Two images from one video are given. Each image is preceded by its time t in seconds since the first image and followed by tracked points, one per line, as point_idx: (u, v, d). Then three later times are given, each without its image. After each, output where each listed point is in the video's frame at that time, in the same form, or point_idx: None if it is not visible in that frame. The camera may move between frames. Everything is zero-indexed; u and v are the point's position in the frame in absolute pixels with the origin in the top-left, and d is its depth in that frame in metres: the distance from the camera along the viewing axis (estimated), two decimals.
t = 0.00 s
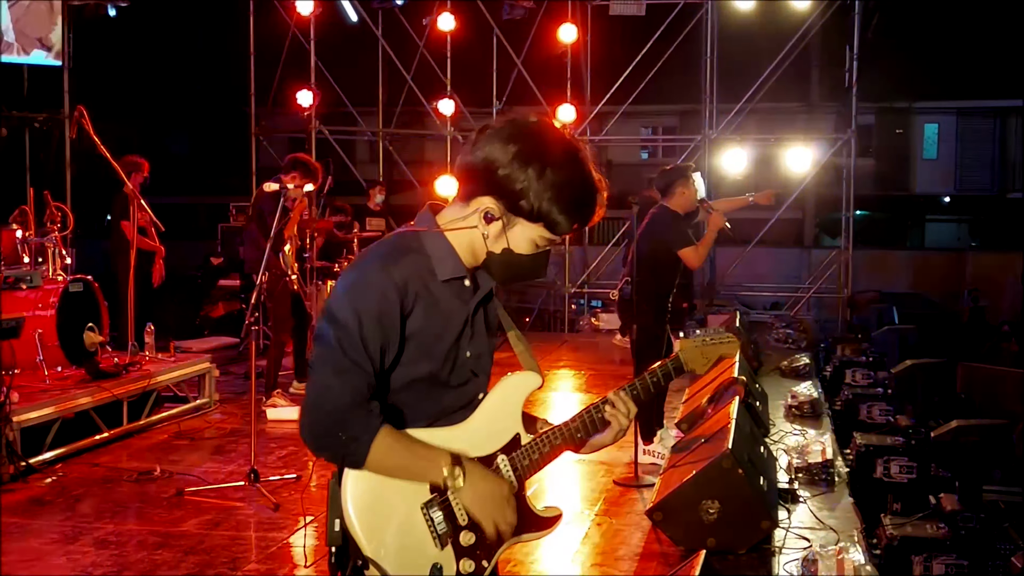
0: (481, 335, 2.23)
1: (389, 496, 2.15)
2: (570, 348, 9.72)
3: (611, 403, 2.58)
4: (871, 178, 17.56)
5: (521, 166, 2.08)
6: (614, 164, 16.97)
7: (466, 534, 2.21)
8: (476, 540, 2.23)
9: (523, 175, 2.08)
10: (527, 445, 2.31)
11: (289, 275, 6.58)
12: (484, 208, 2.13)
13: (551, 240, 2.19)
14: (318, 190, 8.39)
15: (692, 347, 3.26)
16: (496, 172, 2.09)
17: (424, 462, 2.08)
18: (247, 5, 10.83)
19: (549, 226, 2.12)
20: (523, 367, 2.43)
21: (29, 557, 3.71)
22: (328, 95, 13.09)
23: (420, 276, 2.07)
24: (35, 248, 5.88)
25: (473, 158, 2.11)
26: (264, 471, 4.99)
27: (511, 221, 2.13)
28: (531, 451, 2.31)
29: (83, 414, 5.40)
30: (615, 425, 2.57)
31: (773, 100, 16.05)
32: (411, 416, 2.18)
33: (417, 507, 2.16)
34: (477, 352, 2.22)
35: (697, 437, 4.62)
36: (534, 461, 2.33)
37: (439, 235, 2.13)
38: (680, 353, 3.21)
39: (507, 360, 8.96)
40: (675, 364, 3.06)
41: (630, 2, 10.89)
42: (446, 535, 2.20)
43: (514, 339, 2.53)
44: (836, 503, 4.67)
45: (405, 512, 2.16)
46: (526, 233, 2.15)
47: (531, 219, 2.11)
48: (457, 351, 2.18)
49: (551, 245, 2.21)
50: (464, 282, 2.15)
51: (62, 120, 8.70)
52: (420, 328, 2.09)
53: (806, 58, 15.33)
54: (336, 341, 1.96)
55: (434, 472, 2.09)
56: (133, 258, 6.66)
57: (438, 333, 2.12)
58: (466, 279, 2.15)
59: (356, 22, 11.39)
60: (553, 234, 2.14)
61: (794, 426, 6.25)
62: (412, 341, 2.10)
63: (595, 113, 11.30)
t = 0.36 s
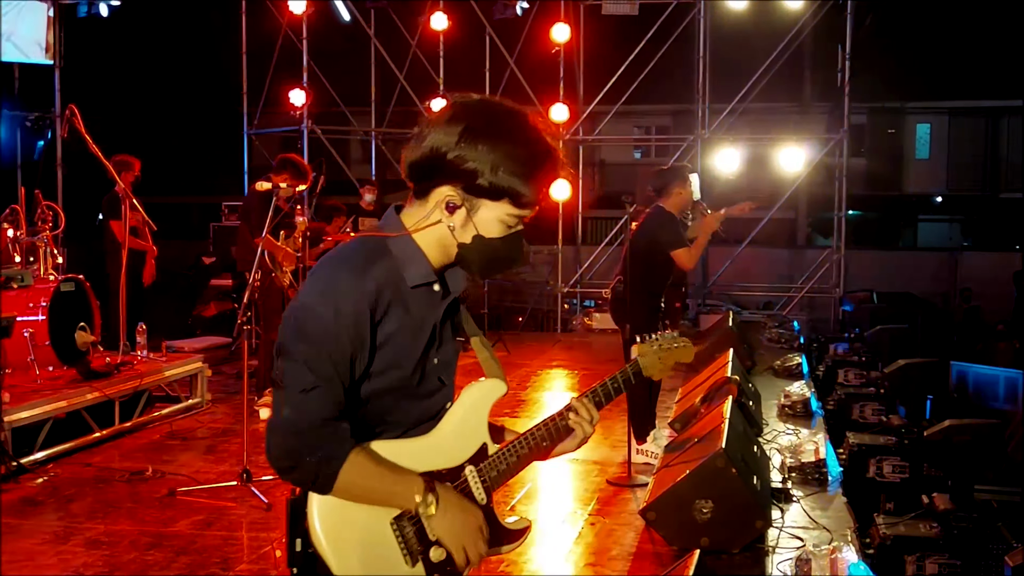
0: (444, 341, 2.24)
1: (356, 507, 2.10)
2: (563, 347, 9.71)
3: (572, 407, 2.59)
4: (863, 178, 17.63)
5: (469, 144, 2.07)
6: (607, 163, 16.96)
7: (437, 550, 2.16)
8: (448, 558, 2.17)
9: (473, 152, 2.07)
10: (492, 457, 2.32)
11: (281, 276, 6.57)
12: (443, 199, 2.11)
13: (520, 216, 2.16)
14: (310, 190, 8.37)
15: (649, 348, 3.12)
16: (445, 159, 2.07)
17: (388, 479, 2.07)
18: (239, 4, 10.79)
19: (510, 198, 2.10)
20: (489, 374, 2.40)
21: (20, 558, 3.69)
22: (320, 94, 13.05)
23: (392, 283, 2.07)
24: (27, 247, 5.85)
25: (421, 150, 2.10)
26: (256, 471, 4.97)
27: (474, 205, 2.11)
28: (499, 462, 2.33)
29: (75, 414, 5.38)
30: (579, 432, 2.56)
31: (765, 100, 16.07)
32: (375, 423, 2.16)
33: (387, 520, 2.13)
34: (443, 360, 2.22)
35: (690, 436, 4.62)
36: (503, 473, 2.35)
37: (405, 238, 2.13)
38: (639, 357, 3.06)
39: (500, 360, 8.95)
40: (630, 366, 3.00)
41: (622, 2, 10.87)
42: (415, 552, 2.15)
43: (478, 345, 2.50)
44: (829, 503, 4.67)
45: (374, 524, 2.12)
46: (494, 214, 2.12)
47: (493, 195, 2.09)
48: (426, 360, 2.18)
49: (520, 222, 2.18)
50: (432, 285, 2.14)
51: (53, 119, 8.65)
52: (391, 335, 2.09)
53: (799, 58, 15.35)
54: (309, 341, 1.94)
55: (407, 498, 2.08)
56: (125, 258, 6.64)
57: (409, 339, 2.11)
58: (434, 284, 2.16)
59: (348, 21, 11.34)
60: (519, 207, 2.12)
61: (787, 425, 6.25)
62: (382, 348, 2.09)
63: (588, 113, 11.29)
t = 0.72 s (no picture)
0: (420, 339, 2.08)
1: (313, 521, 1.95)
2: (557, 347, 9.72)
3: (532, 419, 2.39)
4: (856, 179, 17.71)
5: (379, 127, 1.98)
6: (601, 163, 17.00)
7: (398, 563, 2.02)
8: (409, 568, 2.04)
9: (389, 130, 1.97)
10: (460, 462, 2.15)
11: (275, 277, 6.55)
12: (389, 189, 2.00)
13: (468, 167, 2.02)
14: (303, 190, 8.36)
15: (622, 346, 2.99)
16: (365, 156, 1.99)
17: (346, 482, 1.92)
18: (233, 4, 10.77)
19: (445, 151, 1.98)
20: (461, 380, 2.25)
21: (14, 558, 3.67)
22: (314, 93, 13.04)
23: (357, 293, 1.88)
24: (20, 247, 5.81)
25: (348, 159, 2.02)
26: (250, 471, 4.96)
27: (417, 178, 1.99)
28: (465, 468, 2.15)
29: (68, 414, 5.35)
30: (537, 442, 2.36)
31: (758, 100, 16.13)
32: (348, 440, 1.99)
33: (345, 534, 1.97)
34: (418, 362, 2.08)
35: (686, 436, 4.61)
36: (470, 479, 2.18)
37: (371, 242, 1.97)
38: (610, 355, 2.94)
39: (494, 360, 8.95)
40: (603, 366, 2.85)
41: (616, 2, 10.87)
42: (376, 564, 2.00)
43: (449, 346, 2.38)
44: (825, 502, 4.68)
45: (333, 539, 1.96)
46: (439, 177, 1.99)
47: (427, 159, 1.98)
48: (400, 365, 2.01)
49: (473, 175, 2.03)
50: (406, 289, 1.98)
51: (46, 119, 8.63)
52: (361, 348, 1.92)
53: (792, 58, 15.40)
54: (260, 374, 1.79)
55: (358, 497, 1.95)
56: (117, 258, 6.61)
57: (381, 347, 1.94)
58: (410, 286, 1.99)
59: (342, 21, 11.32)
60: (457, 157, 1.99)
61: (781, 425, 6.24)
62: (351, 364, 1.92)
63: (582, 113, 11.29)
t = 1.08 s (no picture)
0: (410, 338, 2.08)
1: (294, 528, 1.98)
2: (552, 347, 9.71)
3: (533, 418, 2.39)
4: (849, 178, 17.75)
5: (329, 122, 1.94)
6: (595, 163, 17.01)
7: (385, 567, 2.04)
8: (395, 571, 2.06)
9: (338, 125, 1.94)
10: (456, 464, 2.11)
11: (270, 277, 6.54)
12: (355, 182, 1.98)
13: (430, 143, 1.99)
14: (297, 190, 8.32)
15: (641, 343, 3.09)
16: (323, 157, 1.95)
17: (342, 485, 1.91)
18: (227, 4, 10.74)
19: (400, 133, 1.95)
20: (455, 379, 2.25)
21: (8, 559, 3.64)
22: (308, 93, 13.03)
23: (338, 289, 1.88)
24: (14, 247, 5.78)
25: (306, 163, 1.98)
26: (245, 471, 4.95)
27: (380, 167, 1.96)
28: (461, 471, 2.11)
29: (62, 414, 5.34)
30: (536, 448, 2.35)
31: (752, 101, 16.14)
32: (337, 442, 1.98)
33: (326, 539, 1.99)
34: (410, 360, 2.08)
35: (682, 435, 4.62)
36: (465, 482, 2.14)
37: (346, 233, 1.98)
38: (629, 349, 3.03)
39: (489, 360, 8.94)
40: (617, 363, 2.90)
41: (611, 1, 10.87)
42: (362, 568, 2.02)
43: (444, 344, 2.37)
44: (820, 501, 4.69)
45: (315, 544, 1.99)
46: (400, 160, 1.96)
47: (385, 146, 1.95)
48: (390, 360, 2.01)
49: (437, 152, 2.01)
50: (388, 280, 1.98)
51: (39, 119, 8.60)
52: (345, 346, 1.90)
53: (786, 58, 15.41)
54: (245, 378, 1.76)
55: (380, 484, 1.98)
56: (111, 257, 6.59)
57: (369, 342, 1.93)
58: (392, 278, 2.00)
59: (336, 20, 11.29)
60: (415, 139, 1.97)
61: (777, 425, 6.24)
62: (338, 362, 1.90)
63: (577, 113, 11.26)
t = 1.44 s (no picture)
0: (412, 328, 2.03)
1: (305, 523, 1.82)
2: (550, 347, 9.72)
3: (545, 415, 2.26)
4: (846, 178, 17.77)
5: (332, 116, 1.83)
6: (593, 164, 17.03)
7: (397, 565, 1.92)
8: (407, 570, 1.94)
9: (342, 121, 1.83)
10: (466, 463, 2.02)
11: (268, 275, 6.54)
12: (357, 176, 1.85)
13: (435, 145, 1.87)
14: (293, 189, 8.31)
15: (654, 340, 3.00)
16: (323, 149, 1.85)
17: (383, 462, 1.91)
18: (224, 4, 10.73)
19: (407, 131, 1.84)
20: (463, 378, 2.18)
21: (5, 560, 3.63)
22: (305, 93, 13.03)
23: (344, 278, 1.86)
24: (10, 247, 5.76)
25: (306, 156, 1.88)
26: (243, 471, 4.94)
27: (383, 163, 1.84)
28: (471, 469, 2.02)
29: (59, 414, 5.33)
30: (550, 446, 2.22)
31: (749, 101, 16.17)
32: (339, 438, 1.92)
33: (337, 538, 1.85)
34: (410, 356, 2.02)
35: (680, 435, 4.61)
36: (476, 481, 2.04)
37: (340, 225, 1.90)
38: (641, 346, 2.94)
39: (487, 360, 8.95)
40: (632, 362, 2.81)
41: (608, 1, 10.88)
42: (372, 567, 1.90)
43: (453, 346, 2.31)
44: (818, 501, 4.68)
45: (325, 544, 1.84)
46: (405, 156, 1.84)
47: (388, 143, 1.83)
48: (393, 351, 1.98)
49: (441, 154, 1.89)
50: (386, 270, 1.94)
51: (36, 120, 8.58)
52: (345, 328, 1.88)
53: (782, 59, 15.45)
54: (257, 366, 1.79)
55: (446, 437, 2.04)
56: (108, 258, 6.57)
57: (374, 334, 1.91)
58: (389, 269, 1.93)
59: (333, 20, 11.27)
60: (421, 137, 1.85)
61: (774, 425, 6.23)
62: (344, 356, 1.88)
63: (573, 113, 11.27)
